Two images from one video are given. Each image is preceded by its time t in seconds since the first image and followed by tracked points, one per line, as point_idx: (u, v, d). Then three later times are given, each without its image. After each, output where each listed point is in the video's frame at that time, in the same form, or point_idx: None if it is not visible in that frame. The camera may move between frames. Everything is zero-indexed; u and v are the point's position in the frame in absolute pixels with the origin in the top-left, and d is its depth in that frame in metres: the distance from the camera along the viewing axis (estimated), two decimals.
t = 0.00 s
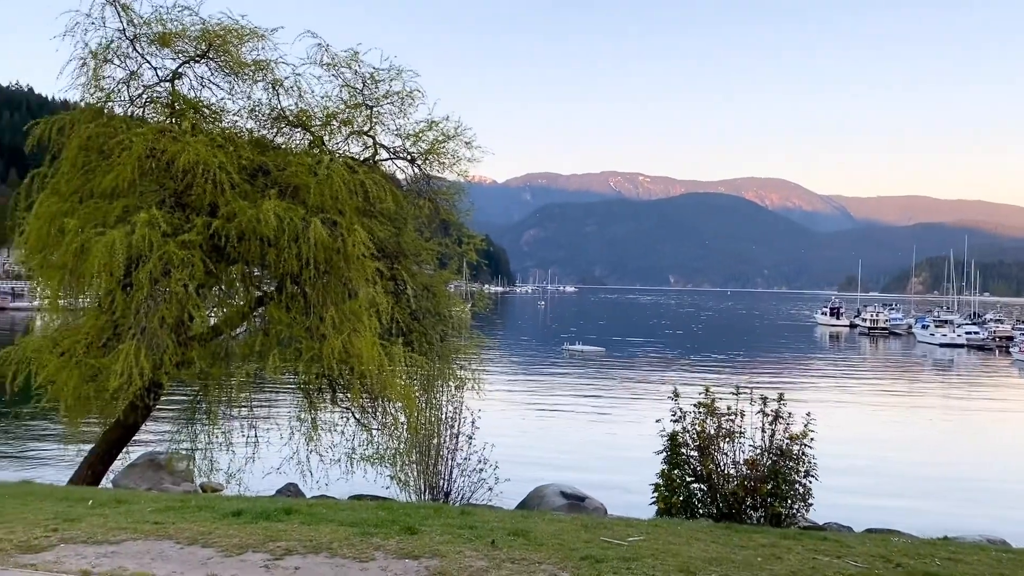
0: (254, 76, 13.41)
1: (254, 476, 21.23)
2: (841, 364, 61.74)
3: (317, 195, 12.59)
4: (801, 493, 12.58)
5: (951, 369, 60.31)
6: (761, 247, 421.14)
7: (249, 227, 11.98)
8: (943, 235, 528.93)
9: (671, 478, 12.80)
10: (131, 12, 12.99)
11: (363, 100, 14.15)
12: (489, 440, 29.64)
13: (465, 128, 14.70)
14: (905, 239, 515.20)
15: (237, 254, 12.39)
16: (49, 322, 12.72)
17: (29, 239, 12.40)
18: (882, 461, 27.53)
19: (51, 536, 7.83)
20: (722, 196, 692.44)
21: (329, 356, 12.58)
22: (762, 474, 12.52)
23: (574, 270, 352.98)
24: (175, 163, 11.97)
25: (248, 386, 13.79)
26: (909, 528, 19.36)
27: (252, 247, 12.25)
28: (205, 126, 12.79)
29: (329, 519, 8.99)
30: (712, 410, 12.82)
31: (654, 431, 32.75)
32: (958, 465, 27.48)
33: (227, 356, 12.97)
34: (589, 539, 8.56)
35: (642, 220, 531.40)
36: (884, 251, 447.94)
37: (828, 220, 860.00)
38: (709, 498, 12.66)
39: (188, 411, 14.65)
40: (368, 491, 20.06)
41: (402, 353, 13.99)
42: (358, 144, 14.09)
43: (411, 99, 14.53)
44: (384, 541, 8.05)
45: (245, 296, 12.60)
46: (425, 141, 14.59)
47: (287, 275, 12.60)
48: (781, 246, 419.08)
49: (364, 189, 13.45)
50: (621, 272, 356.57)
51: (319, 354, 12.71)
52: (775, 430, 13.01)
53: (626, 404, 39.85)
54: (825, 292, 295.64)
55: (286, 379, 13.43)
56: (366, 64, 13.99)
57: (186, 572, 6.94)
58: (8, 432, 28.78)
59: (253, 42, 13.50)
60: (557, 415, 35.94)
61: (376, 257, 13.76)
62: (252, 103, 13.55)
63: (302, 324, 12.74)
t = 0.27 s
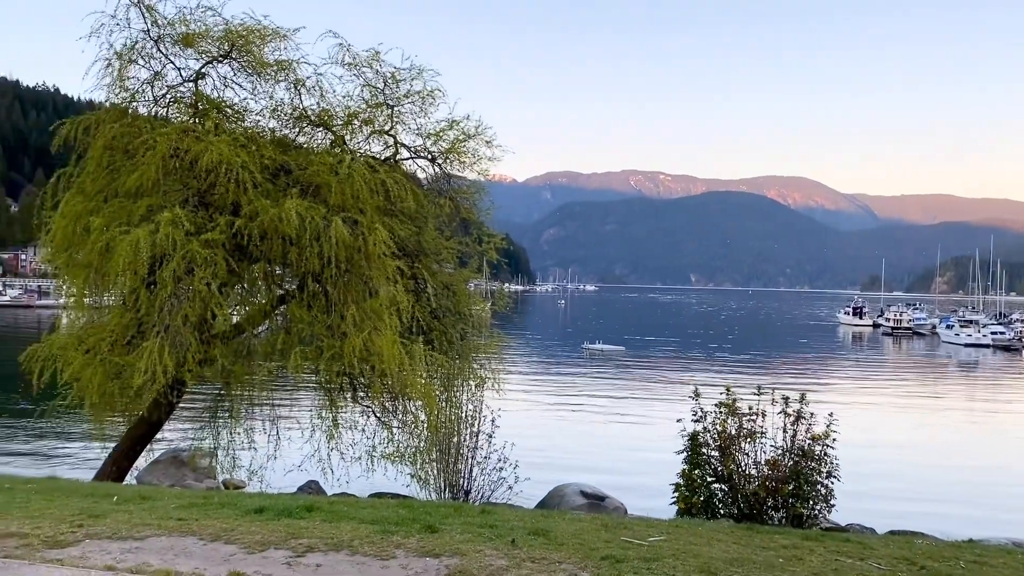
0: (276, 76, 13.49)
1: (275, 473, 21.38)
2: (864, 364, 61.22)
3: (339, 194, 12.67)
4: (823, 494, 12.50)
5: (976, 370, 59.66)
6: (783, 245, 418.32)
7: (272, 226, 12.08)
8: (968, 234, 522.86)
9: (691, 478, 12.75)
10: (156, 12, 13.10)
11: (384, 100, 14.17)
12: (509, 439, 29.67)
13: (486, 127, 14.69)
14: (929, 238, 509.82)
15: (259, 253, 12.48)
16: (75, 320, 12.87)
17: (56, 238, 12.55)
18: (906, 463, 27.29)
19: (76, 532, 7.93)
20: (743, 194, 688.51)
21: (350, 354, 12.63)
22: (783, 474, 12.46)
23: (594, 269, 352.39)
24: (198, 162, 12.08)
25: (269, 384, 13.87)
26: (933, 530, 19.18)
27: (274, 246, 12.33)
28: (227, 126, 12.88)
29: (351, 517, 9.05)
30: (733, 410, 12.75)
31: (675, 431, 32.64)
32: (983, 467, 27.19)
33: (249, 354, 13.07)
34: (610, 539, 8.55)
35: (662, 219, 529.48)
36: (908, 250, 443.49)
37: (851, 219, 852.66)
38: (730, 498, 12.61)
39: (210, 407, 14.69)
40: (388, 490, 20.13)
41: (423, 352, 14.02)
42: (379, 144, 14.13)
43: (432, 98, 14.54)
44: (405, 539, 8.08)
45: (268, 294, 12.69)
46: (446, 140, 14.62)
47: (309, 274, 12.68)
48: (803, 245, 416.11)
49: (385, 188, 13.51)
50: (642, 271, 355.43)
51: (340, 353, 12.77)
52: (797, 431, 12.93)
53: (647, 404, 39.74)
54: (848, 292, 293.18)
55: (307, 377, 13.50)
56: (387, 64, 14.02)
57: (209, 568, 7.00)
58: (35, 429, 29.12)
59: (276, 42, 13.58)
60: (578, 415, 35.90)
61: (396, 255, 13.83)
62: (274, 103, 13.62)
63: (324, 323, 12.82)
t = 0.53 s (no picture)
0: (299, 78, 13.58)
1: (297, 472, 21.54)
2: (888, 366, 60.66)
3: (361, 195, 12.76)
4: (847, 496, 12.40)
5: (1003, 372, 58.96)
6: (806, 245, 415.35)
7: (294, 227, 12.17)
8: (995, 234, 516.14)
9: (713, 480, 12.69)
10: (180, 15, 13.24)
11: (405, 101, 14.21)
12: (530, 439, 29.68)
13: (506, 128, 14.71)
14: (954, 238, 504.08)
15: (282, 253, 12.57)
16: (101, 319, 13.01)
17: (82, 239, 12.69)
18: (930, 465, 27.02)
19: (103, 529, 8.02)
20: (765, 194, 684.11)
21: (372, 354, 12.68)
22: (806, 476, 12.37)
23: (615, 270, 351.45)
24: (222, 164, 12.19)
25: (291, 384, 13.91)
26: (958, 534, 18.99)
27: (296, 246, 12.43)
28: (251, 127, 12.99)
29: (373, 516, 9.10)
30: (756, 411, 12.67)
31: (698, 432, 32.51)
32: (1010, 471, 26.86)
33: (272, 354, 13.15)
34: (631, 540, 8.55)
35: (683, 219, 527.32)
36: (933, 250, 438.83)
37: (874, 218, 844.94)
38: (752, 500, 12.54)
39: (234, 402, 14.62)
40: (409, 488, 20.22)
41: (444, 352, 14.05)
42: (401, 145, 14.17)
43: (453, 99, 14.57)
44: (427, 538, 8.13)
45: (290, 294, 12.78)
46: (467, 141, 14.64)
47: (331, 274, 12.76)
48: (826, 245, 412.77)
49: (406, 189, 13.59)
50: (663, 271, 354.06)
51: (362, 352, 12.83)
52: (820, 432, 12.85)
53: (669, 405, 39.61)
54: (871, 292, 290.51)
55: (329, 377, 13.57)
56: (408, 65, 14.07)
57: (234, 566, 7.07)
58: (62, 428, 29.42)
59: (298, 44, 13.65)
60: (600, 416, 35.85)
61: (417, 256, 13.89)
62: (296, 104, 13.71)
63: (345, 322, 12.88)
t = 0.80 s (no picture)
0: (321, 80, 13.66)
1: (320, 472, 21.68)
2: (914, 367, 59.99)
3: (382, 197, 12.81)
4: (871, 499, 12.28)
5: None
6: (829, 246, 411.86)
7: (317, 228, 12.24)
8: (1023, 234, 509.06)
9: (736, 482, 12.62)
10: (203, 19, 13.34)
11: (427, 103, 14.24)
12: (552, 441, 29.64)
13: (527, 129, 14.69)
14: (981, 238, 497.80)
15: (304, 255, 12.64)
16: (126, 321, 13.14)
17: (107, 240, 12.82)
18: (958, 469, 26.69)
19: (129, 528, 8.10)
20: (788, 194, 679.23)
21: (394, 355, 12.73)
22: (831, 479, 12.26)
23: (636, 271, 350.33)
24: (245, 166, 12.28)
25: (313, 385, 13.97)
26: (986, 539, 18.75)
27: (318, 248, 12.49)
28: (273, 130, 13.08)
29: (395, 516, 9.12)
30: (779, 413, 12.57)
31: (721, 433, 32.34)
32: None
33: (295, 355, 13.23)
34: (654, 542, 8.51)
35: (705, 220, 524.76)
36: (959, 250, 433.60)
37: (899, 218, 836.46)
38: (775, 503, 12.45)
39: (257, 405, 14.73)
40: (430, 489, 20.26)
41: (465, 353, 14.06)
42: (422, 146, 14.20)
43: (474, 100, 14.57)
44: (449, 539, 8.14)
45: (313, 296, 12.85)
46: (488, 142, 14.64)
47: (353, 276, 12.81)
48: (850, 246, 409.02)
49: (428, 190, 13.63)
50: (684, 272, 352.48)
51: (384, 353, 12.88)
52: (844, 435, 12.73)
53: (691, 406, 39.45)
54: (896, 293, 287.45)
55: (352, 378, 13.62)
56: (430, 67, 14.10)
57: (258, 566, 7.11)
58: (89, 428, 29.77)
59: (320, 47, 13.72)
60: (621, 417, 35.75)
61: (438, 257, 13.91)
62: (319, 106, 13.78)
63: (367, 323, 12.93)
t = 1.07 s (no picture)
0: (344, 84, 13.75)
1: (344, 474, 21.80)
2: (942, 369, 59.24)
3: (405, 200, 12.88)
4: (899, 503, 12.15)
5: None
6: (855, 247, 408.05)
7: (340, 231, 12.32)
8: None
9: (761, 485, 12.53)
10: (228, 24, 13.47)
11: (449, 106, 14.27)
12: (575, 443, 29.57)
13: (549, 131, 14.69)
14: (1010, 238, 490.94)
15: (328, 258, 12.72)
16: (152, 323, 13.28)
17: (134, 244, 12.97)
18: (987, 473, 26.34)
19: (157, 529, 8.18)
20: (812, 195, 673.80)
21: (417, 357, 12.78)
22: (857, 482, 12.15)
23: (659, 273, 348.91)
24: (270, 170, 12.37)
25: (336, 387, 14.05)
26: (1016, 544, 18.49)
27: (342, 251, 12.57)
28: (298, 134, 13.18)
29: (419, 518, 9.15)
30: (804, 416, 12.49)
31: (745, 436, 32.14)
32: None
33: (319, 357, 13.31)
34: (679, 545, 8.47)
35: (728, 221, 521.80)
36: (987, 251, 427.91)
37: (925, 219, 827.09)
38: (801, 506, 12.35)
39: (281, 408, 14.83)
40: (454, 491, 20.31)
41: (487, 355, 14.07)
42: (444, 149, 14.24)
43: (496, 103, 14.58)
44: (474, 541, 8.15)
45: (336, 298, 12.93)
46: (510, 145, 14.65)
47: (376, 278, 12.89)
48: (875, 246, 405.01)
49: (450, 193, 13.68)
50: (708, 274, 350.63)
51: (407, 355, 12.93)
52: (871, 438, 12.61)
53: (715, 409, 39.23)
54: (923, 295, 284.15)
55: (375, 380, 13.69)
56: (452, 70, 14.13)
57: (283, 567, 7.16)
58: (117, 429, 30.12)
59: (343, 51, 13.79)
60: (645, 419, 35.64)
61: (461, 259, 13.94)
62: (342, 110, 13.84)
63: (391, 326, 13.00)
